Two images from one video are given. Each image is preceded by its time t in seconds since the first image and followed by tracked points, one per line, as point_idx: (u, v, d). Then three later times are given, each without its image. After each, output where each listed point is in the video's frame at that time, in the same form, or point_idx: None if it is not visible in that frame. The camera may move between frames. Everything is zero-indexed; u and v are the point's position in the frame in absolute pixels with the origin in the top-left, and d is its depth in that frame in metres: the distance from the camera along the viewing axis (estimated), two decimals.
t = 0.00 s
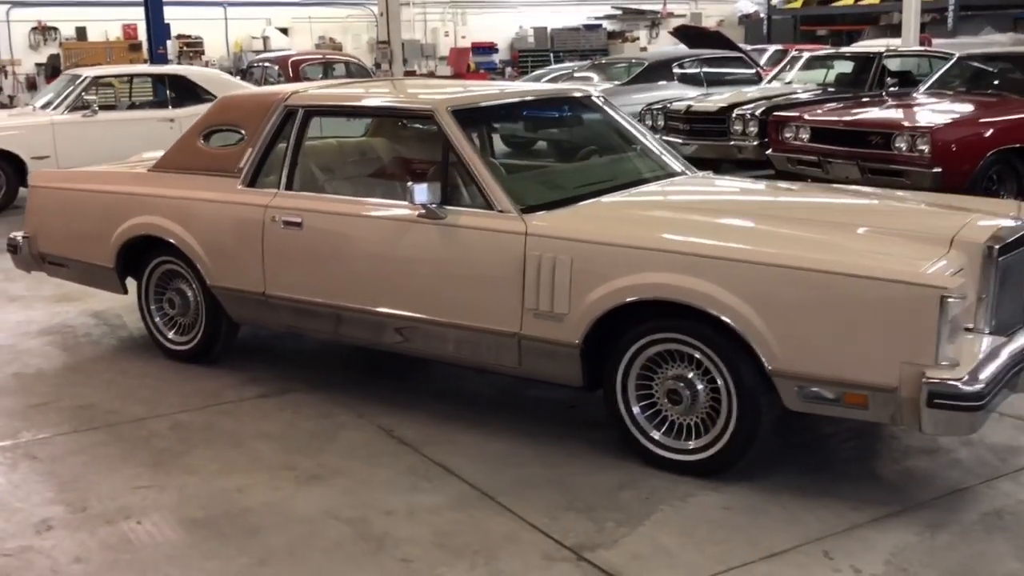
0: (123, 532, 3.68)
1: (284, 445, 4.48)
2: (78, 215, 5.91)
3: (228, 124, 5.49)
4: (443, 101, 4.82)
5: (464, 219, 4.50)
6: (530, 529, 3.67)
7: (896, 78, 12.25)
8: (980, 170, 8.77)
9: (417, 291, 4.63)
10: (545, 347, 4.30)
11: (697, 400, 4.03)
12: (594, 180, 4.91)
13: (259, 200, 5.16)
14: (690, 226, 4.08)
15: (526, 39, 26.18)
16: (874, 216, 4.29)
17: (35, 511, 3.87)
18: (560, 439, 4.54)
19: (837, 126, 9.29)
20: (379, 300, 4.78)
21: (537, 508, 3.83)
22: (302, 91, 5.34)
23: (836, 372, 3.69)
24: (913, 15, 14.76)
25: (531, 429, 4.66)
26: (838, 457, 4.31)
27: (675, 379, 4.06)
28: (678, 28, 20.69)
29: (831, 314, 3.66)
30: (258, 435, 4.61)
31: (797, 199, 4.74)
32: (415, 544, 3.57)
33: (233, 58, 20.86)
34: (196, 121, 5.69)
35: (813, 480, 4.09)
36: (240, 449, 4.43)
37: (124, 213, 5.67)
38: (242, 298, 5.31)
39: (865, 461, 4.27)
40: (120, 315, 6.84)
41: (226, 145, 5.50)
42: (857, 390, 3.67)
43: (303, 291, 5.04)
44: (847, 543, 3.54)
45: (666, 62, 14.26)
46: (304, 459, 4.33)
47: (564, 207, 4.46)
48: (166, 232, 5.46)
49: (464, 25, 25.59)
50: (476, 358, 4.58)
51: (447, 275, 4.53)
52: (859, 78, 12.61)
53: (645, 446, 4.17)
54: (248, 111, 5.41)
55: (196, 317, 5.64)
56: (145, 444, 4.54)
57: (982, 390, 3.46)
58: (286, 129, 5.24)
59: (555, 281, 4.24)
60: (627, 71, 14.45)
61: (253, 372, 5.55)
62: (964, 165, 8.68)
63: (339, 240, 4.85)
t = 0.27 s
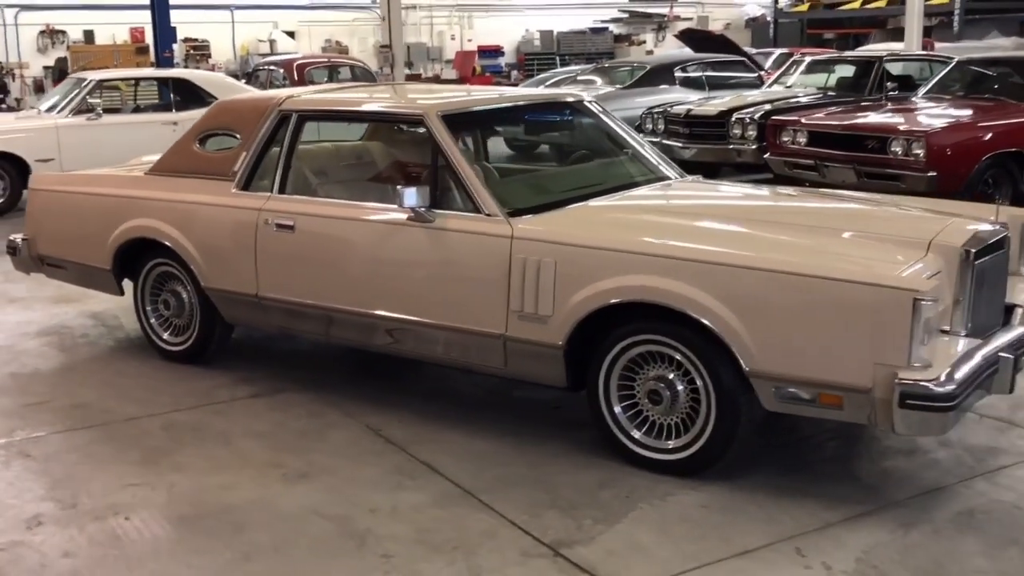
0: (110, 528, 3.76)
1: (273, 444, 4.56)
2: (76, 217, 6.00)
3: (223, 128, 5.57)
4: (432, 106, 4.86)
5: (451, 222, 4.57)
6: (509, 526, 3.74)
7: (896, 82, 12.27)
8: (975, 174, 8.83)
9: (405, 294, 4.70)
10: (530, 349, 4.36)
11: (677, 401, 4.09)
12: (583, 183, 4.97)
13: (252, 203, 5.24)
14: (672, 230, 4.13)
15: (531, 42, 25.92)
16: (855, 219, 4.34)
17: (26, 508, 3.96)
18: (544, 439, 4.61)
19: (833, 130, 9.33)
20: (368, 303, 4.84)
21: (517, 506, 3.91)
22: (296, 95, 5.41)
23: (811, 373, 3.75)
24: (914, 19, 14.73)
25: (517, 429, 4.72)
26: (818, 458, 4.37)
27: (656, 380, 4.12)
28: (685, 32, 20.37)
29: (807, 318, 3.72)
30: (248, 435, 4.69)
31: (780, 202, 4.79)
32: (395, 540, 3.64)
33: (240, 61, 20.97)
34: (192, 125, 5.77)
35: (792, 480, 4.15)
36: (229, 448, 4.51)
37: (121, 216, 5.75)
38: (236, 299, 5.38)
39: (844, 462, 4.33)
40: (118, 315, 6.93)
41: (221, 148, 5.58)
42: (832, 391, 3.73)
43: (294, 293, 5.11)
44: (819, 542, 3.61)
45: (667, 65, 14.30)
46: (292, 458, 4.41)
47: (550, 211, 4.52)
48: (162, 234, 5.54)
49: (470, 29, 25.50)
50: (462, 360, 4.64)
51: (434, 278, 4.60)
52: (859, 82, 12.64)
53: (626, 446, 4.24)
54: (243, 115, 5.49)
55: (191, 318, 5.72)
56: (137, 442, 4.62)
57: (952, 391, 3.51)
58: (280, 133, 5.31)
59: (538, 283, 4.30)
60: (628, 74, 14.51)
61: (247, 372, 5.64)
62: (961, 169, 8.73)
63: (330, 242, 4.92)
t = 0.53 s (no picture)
0: (97, 525, 3.82)
1: (262, 443, 4.62)
2: (73, 218, 6.07)
3: (218, 131, 5.63)
4: (422, 110, 4.91)
5: (439, 225, 4.61)
6: (490, 525, 3.79)
7: (897, 86, 12.28)
8: (973, 178, 8.85)
9: (393, 296, 4.75)
10: (515, 350, 4.41)
11: (659, 403, 4.13)
12: (573, 185, 5.00)
13: (244, 205, 5.29)
14: (655, 234, 4.16)
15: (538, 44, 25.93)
16: (839, 223, 4.36)
17: (16, 504, 4.02)
18: (531, 440, 4.65)
19: (831, 134, 9.35)
20: (357, 304, 4.89)
21: (499, 506, 3.95)
22: (289, 99, 5.46)
23: (789, 376, 3.78)
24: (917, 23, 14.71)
25: (504, 430, 4.77)
26: (800, 460, 4.40)
27: (638, 382, 4.17)
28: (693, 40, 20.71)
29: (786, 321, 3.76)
30: (238, 434, 4.74)
31: (766, 206, 4.83)
32: (377, 538, 3.69)
33: (247, 63, 21.05)
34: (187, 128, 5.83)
35: (773, 482, 4.19)
36: (219, 447, 4.57)
37: (117, 217, 5.82)
38: (229, 300, 5.44)
39: (826, 464, 4.37)
40: (116, 315, 7.00)
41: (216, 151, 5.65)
42: (811, 393, 3.77)
43: (286, 295, 5.17)
44: (795, 543, 3.65)
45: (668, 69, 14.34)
46: (280, 456, 4.46)
47: (537, 215, 4.56)
48: (157, 236, 5.60)
49: (476, 31, 25.53)
50: (450, 361, 4.68)
51: (421, 280, 4.65)
52: (860, 86, 12.65)
53: (610, 447, 4.28)
54: (237, 118, 5.55)
55: (186, 318, 5.79)
56: (128, 440, 4.68)
57: (929, 395, 3.55)
58: (272, 136, 5.36)
59: (523, 286, 4.35)
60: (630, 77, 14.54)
61: (240, 372, 5.70)
62: (958, 173, 8.75)
63: (320, 245, 4.97)
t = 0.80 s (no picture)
0: (84, 520, 3.87)
1: (251, 441, 4.66)
2: (70, 218, 6.13)
3: (211, 132, 5.68)
4: (408, 112, 4.95)
5: (426, 226, 4.65)
6: (472, 523, 3.82)
7: (899, 90, 12.27)
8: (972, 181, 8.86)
9: (381, 295, 4.79)
10: (500, 350, 4.44)
11: (642, 403, 4.16)
12: (561, 186, 5.03)
13: (236, 205, 5.34)
14: (638, 235, 4.19)
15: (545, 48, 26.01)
16: (824, 224, 4.38)
17: (6, 499, 4.07)
18: (517, 439, 4.68)
19: (830, 137, 9.36)
20: (346, 304, 4.93)
21: (483, 504, 3.98)
22: (280, 100, 5.51)
23: (770, 377, 3.81)
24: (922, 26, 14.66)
25: (491, 429, 4.80)
26: (784, 460, 4.42)
27: (622, 382, 4.19)
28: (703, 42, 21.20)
29: (765, 322, 3.78)
30: (228, 431, 4.79)
31: (753, 208, 4.85)
32: (360, 535, 3.73)
33: (255, 65, 21.12)
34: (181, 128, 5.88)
35: (756, 482, 4.21)
36: (208, 444, 4.61)
37: (112, 216, 5.87)
38: (221, 299, 5.49)
39: (810, 464, 4.38)
40: (115, 314, 7.06)
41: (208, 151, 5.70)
42: (791, 394, 3.79)
43: (277, 294, 5.21)
44: (774, 543, 3.67)
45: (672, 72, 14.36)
46: (268, 454, 4.50)
47: (522, 216, 4.59)
48: (151, 235, 5.65)
49: (483, 34, 25.41)
50: (437, 361, 4.72)
51: (409, 280, 4.68)
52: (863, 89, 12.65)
53: (594, 447, 4.31)
54: (229, 119, 5.60)
55: (181, 317, 5.84)
56: (119, 437, 4.73)
57: (906, 397, 3.56)
58: (263, 137, 5.41)
59: (509, 286, 4.38)
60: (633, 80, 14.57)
61: (234, 371, 5.74)
62: (958, 176, 8.75)
63: (311, 245, 5.01)
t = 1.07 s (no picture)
0: (71, 514, 3.88)
1: (241, 437, 4.67)
2: (66, 216, 6.16)
3: (203, 130, 5.70)
4: (397, 109, 4.97)
5: (414, 222, 4.66)
6: (457, 519, 3.82)
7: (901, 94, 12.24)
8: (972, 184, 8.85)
9: (371, 293, 4.80)
10: (488, 347, 4.45)
11: (630, 399, 4.16)
12: (550, 184, 5.03)
13: (229, 203, 5.36)
14: (625, 232, 4.19)
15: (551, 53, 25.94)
16: (813, 222, 4.37)
17: None
18: (507, 437, 4.68)
19: (829, 141, 9.34)
20: (337, 301, 4.95)
21: (469, 500, 3.98)
22: (272, 98, 5.53)
23: (755, 374, 3.80)
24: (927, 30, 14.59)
25: (481, 427, 4.80)
26: (773, 458, 4.41)
27: (610, 379, 4.20)
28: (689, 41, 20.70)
29: (750, 318, 3.78)
30: (218, 428, 4.80)
31: (742, 206, 4.85)
32: (345, 530, 3.73)
33: (261, 70, 21.16)
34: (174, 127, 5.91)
35: (744, 480, 4.20)
36: (198, 440, 4.63)
37: (107, 214, 5.89)
38: (214, 297, 5.51)
39: (800, 463, 4.37)
40: (113, 313, 7.08)
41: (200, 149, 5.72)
42: (776, 391, 3.79)
43: (269, 292, 5.23)
44: (759, 540, 3.66)
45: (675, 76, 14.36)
46: (258, 451, 4.51)
47: (510, 214, 4.60)
48: (144, 233, 5.68)
49: (489, 39, 25.31)
50: (427, 358, 4.73)
51: (399, 277, 4.69)
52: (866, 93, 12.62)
53: (583, 444, 4.31)
54: (221, 117, 5.62)
55: (175, 315, 5.86)
56: (110, 433, 4.75)
57: (890, 393, 3.56)
58: (255, 135, 5.44)
59: (497, 283, 4.39)
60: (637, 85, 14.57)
61: (228, 369, 5.76)
62: (958, 180, 8.74)
63: (302, 242, 5.03)
